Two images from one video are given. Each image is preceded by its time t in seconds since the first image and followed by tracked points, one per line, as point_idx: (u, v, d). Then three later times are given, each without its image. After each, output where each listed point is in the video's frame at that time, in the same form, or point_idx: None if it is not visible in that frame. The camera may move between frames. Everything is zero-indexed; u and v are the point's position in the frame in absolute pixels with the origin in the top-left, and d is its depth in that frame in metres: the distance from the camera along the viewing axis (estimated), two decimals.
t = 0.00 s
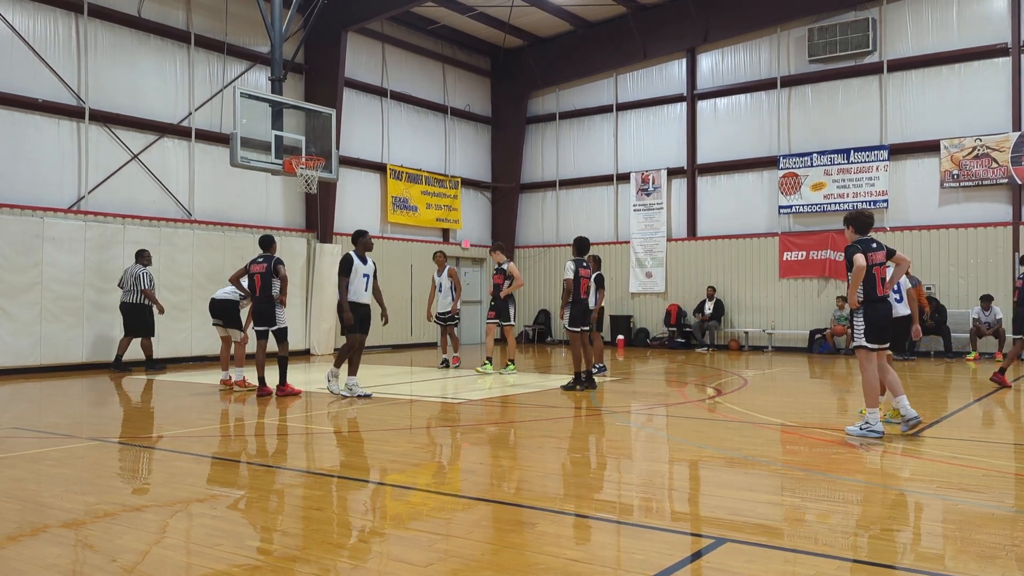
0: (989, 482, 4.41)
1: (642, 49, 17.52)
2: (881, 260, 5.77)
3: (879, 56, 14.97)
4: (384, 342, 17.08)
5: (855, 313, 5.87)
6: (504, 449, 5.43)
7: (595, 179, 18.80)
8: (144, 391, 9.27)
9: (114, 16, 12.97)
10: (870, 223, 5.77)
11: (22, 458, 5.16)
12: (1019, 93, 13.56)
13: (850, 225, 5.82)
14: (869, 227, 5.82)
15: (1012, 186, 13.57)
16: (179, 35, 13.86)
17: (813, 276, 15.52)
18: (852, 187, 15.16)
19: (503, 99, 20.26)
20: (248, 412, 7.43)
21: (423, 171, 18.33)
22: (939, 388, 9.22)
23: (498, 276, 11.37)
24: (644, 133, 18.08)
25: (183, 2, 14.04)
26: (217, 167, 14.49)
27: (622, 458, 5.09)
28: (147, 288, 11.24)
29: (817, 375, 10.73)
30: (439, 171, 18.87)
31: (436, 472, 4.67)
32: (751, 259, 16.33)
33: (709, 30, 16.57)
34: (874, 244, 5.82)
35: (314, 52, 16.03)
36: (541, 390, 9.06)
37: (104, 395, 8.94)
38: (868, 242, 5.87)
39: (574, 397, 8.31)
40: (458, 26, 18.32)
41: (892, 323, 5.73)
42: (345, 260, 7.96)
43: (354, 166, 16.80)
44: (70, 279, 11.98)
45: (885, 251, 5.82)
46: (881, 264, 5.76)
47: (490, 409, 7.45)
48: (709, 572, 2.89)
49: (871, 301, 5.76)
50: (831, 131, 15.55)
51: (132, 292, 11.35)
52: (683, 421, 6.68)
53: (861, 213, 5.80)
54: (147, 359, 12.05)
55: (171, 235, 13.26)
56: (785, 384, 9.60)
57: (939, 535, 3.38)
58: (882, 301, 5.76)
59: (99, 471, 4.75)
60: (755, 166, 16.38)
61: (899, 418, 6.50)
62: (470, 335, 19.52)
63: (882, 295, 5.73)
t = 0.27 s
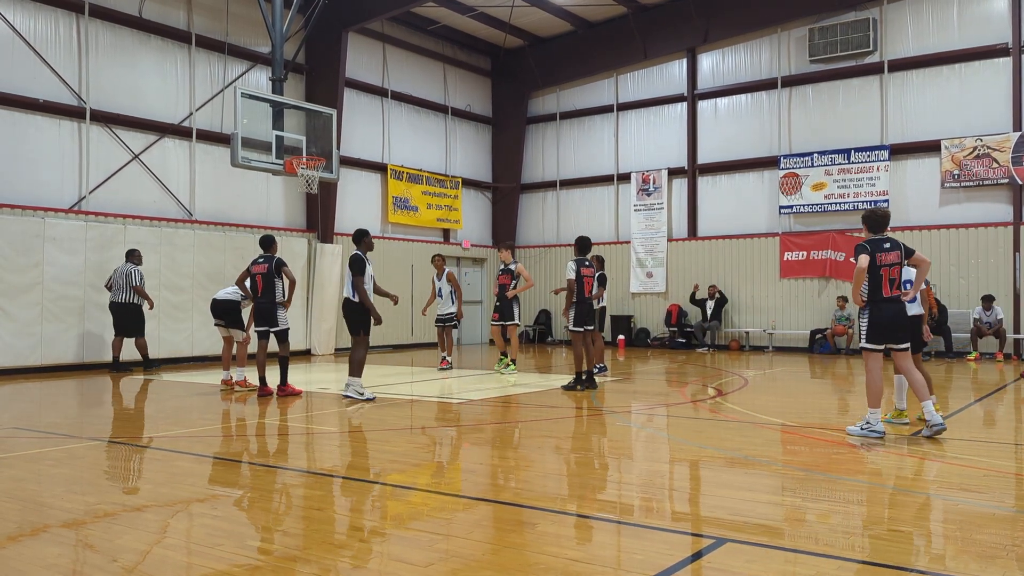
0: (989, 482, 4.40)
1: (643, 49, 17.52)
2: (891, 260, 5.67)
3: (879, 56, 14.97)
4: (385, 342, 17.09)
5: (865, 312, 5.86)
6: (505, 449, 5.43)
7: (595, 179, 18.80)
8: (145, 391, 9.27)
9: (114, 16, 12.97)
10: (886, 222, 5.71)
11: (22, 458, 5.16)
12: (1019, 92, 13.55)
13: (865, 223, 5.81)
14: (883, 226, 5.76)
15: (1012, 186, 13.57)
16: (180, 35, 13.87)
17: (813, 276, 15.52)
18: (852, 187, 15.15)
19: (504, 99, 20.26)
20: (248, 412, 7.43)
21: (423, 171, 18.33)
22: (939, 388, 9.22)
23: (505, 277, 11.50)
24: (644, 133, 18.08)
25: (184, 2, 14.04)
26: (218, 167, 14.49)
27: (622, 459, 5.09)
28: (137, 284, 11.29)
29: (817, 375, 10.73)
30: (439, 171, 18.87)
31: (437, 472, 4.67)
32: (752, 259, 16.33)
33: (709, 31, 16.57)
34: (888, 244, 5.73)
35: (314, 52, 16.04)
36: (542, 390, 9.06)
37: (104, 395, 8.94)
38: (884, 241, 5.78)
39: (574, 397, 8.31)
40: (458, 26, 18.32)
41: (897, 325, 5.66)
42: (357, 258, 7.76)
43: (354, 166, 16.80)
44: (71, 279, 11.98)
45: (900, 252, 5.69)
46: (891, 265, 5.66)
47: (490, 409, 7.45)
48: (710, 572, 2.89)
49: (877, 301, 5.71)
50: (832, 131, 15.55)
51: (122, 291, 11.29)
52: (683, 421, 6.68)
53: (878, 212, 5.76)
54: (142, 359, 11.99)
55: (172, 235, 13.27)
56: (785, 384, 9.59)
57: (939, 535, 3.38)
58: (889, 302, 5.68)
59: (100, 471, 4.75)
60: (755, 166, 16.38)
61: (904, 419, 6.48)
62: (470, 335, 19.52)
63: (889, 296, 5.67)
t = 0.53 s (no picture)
0: (989, 482, 4.41)
1: (643, 49, 17.52)
2: (904, 261, 5.62)
3: (879, 57, 14.97)
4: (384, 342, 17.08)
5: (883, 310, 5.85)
6: (504, 449, 5.43)
7: (595, 179, 18.80)
8: (144, 391, 9.27)
9: (113, 16, 12.97)
10: (902, 222, 5.67)
11: (21, 458, 5.15)
12: (1019, 93, 13.56)
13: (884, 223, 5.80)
14: (900, 226, 5.70)
15: (1012, 186, 13.58)
16: (179, 35, 13.87)
17: (813, 276, 15.52)
18: (852, 188, 15.16)
19: (503, 100, 20.27)
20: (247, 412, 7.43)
21: (423, 172, 18.33)
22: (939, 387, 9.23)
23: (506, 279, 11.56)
24: (643, 133, 18.09)
25: (183, 2, 14.04)
26: (217, 168, 14.49)
27: (622, 459, 5.09)
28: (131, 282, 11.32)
29: (817, 375, 10.74)
30: (439, 171, 18.87)
31: (436, 472, 4.67)
32: (752, 259, 16.33)
33: (709, 31, 16.57)
34: (904, 244, 5.67)
35: (314, 52, 16.05)
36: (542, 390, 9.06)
37: (104, 395, 8.94)
38: (902, 240, 5.71)
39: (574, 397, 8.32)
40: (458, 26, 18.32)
41: (910, 324, 5.64)
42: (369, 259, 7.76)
43: (354, 166, 16.80)
44: (71, 280, 11.99)
45: (916, 251, 5.60)
46: (905, 265, 5.62)
47: (490, 409, 7.45)
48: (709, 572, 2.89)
49: (890, 301, 5.71)
50: (832, 131, 15.55)
51: (114, 291, 11.26)
52: (683, 421, 6.69)
53: (895, 212, 5.72)
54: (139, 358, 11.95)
55: (172, 235, 13.27)
56: (785, 384, 9.59)
57: (938, 535, 3.38)
58: (902, 302, 5.66)
59: (99, 471, 4.75)
60: (755, 166, 16.39)
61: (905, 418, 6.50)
62: (470, 335, 19.53)
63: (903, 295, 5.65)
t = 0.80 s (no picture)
0: (989, 482, 4.40)
1: (643, 49, 17.52)
2: (920, 260, 5.65)
3: (879, 56, 14.97)
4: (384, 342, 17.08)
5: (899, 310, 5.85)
6: (505, 449, 5.43)
7: (595, 179, 18.80)
8: (145, 391, 9.27)
9: (114, 16, 12.96)
10: (922, 222, 5.71)
11: (21, 458, 5.15)
12: (1019, 92, 13.55)
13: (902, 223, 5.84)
14: (919, 226, 5.75)
15: (1012, 186, 13.57)
16: (179, 35, 13.86)
17: (813, 276, 15.52)
18: (852, 188, 15.16)
19: (504, 100, 20.27)
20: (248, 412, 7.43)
21: (423, 171, 18.33)
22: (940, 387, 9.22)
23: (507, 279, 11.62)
24: (643, 133, 18.08)
25: (183, 2, 14.04)
26: (217, 168, 14.49)
27: (622, 459, 5.09)
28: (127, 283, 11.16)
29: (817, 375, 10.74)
30: (439, 171, 18.87)
31: (436, 472, 4.67)
32: (752, 259, 16.33)
33: (709, 30, 16.57)
34: (921, 244, 5.71)
35: (314, 52, 16.04)
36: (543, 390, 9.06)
37: (104, 395, 8.94)
38: (920, 240, 5.75)
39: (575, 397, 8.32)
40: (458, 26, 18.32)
41: (924, 324, 5.62)
42: (378, 261, 7.84)
43: (354, 166, 16.80)
44: (71, 279, 11.98)
45: (933, 251, 5.63)
46: (921, 263, 5.64)
47: (490, 409, 7.45)
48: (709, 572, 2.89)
49: (905, 300, 5.71)
50: (832, 131, 15.55)
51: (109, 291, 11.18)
52: (683, 421, 6.68)
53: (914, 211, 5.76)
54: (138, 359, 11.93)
55: (172, 235, 13.27)
56: (786, 384, 9.59)
57: (939, 534, 3.38)
58: (917, 300, 5.65)
59: (99, 471, 4.74)
60: (755, 166, 16.38)
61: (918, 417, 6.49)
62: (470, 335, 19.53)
63: (918, 295, 5.65)
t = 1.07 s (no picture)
0: (988, 482, 4.41)
1: (642, 49, 17.52)
2: (929, 263, 5.62)
3: (879, 57, 14.97)
4: (384, 342, 17.08)
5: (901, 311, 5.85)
6: (505, 449, 5.43)
7: (595, 179, 18.80)
8: (144, 391, 9.27)
9: (114, 16, 12.96)
10: (928, 220, 5.70)
11: (21, 458, 5.15)
12: (1019, 92, 13.55)
13: (909, 221, 5.78)
14: (927, 227, 5.71)
15: (1012, 186, 13.58)
16: (179, 35, 13.86)
17: (813, 277, 15.52)
18: (852, 188, 15.17)
19: (503, 100, 20.27)
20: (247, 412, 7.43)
21: (423, 172, 18.33)
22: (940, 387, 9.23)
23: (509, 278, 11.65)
24: (643, 133, 18.09)
25: (183, 2, 14.04)
26: (217, 168, 14.49)
27: (622, 459, 5.09)
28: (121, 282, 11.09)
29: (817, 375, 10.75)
30: (439, 172, 18.88)
31: (436, 472, 4.67)
32: (752, 259, 16.34)
33: (709, 30, 16.57)
34: (929, 246, 5.68)
35: (313, 53, 16.04)
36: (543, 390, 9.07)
37: (103, 395, 8.94)
38: (928, 242, 5.71)
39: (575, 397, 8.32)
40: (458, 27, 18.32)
41: (927, 327, 5.63)
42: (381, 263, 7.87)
43: (354, 166, 16.80)
44: (71, 280, 11.98)
45: (940, 254, 5.61)
46: (928, 267, 5.62)
47: (490, 409, 7.45)
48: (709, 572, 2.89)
49: (909, 302, 5.71)
50: (832, 131, 15.55)
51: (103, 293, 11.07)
52: (683, 421, 6.69)
53: (922, 211, 5.71)
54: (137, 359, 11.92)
55: (172, 235, 13.27)
56: (786, 384, 9.60)
57: (938, 534, 3.38)
58: (922, 304, 5.66)
59: (99, 472, 4.74)
60: (755, 166, 16.39)
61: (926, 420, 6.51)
62: (470, 335, 19.53)
63: (923, 299, 5.65)
